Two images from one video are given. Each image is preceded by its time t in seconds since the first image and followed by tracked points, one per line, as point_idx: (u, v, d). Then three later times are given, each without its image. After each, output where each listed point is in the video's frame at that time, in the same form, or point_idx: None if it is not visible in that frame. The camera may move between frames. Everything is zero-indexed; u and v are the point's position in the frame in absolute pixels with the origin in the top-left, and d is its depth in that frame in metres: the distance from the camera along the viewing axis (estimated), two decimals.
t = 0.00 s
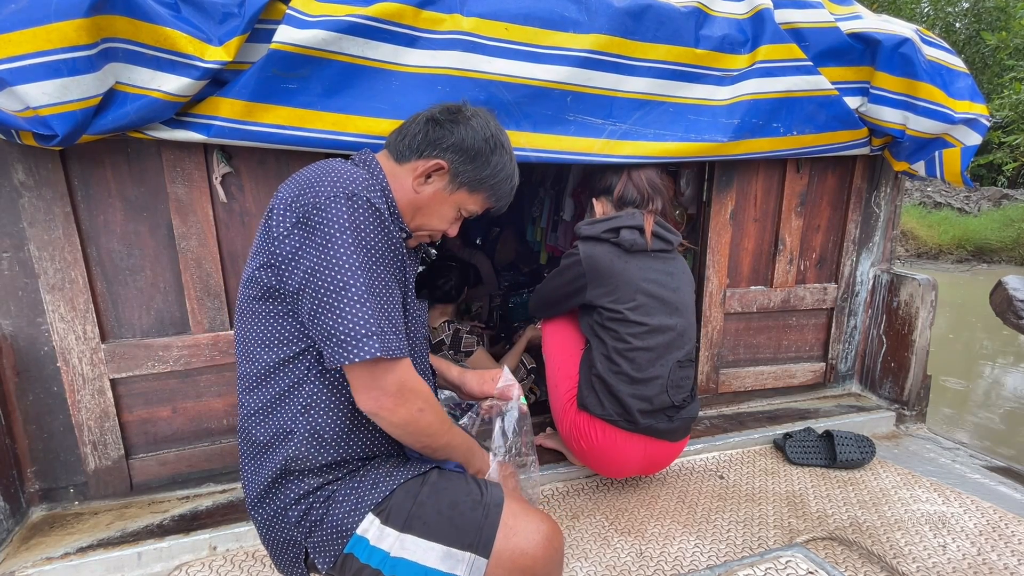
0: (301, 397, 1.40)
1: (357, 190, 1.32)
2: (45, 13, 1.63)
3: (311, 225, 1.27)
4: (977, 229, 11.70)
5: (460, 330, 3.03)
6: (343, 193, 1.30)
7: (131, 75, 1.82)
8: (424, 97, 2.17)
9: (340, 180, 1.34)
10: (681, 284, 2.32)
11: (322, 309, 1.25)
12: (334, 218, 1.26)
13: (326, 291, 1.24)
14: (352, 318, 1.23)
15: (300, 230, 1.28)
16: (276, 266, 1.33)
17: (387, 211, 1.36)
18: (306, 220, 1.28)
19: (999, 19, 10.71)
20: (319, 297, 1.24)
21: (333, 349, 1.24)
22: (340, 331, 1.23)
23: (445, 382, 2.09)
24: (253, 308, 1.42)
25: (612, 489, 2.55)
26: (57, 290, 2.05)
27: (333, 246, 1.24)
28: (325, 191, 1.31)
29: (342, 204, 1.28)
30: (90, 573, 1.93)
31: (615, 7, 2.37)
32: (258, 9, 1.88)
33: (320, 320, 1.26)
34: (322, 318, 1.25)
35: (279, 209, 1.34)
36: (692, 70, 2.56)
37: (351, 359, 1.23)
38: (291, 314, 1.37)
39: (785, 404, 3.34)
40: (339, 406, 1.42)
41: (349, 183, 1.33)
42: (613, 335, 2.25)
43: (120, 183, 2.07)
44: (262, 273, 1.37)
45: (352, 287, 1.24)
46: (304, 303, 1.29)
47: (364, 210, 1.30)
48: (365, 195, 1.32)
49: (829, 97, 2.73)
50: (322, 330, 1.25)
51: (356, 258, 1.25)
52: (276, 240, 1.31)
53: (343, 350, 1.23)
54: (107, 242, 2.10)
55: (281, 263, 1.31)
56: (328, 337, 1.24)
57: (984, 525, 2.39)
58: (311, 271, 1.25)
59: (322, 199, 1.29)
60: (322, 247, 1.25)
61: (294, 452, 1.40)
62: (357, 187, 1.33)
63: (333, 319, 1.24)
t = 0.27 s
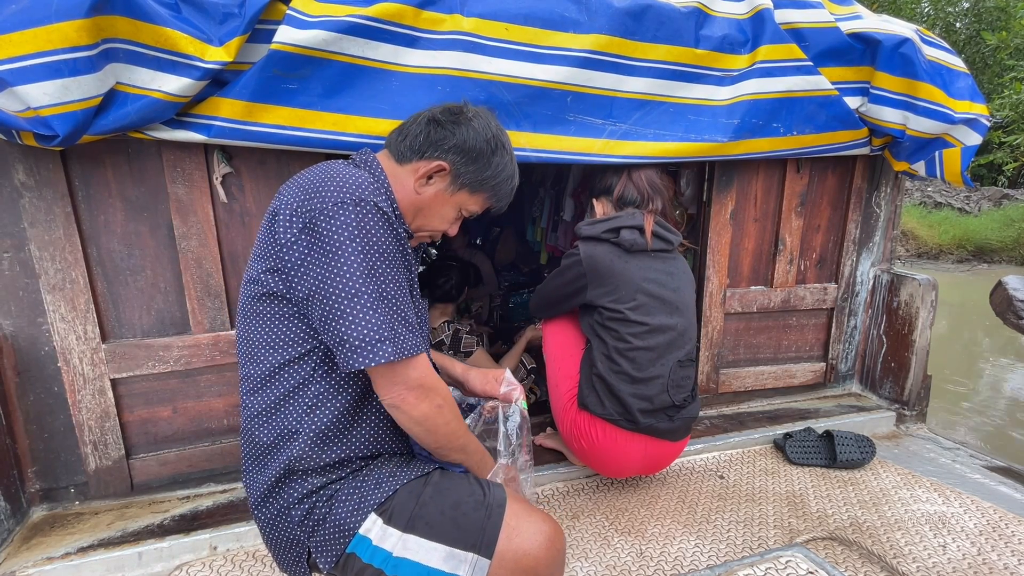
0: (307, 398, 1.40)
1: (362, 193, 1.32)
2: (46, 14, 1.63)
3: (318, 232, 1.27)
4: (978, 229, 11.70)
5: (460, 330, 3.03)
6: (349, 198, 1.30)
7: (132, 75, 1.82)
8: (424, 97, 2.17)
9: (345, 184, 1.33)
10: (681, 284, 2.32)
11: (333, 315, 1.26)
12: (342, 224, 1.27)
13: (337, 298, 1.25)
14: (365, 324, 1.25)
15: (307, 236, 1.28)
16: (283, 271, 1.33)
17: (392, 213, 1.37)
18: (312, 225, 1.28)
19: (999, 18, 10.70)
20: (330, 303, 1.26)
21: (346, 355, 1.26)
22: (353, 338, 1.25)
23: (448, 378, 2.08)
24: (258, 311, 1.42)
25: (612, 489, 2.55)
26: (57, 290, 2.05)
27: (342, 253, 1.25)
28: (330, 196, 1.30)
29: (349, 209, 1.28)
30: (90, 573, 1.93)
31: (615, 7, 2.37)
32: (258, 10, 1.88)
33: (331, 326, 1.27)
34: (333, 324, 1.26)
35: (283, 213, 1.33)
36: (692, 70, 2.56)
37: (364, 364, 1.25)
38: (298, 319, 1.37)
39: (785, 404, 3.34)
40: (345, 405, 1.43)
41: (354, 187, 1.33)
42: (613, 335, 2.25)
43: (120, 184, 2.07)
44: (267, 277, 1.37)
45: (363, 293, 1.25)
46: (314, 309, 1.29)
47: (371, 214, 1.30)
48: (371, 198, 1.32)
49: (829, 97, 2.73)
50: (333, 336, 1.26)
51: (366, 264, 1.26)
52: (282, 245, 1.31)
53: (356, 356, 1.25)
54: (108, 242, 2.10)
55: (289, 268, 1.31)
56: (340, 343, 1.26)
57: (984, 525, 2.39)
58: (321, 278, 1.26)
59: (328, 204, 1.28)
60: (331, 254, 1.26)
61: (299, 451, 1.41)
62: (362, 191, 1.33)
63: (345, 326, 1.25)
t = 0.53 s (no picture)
0: (309, 399, 1.40)
1: (363, 193, 1.32)
2: (46, 14, 1.63)
3: (319, 232, 1.27)
4: (978, 229, 11.70)
5: (460, 330, 3.03)
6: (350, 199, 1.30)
7: (132, 76, 1.82)
8: (424, 97, 2.18)
9: (346, 184, 1.34)
10: (682, 285, 2.32)
11: (333, 315, 1.26)
12: (342, 224, 1.27)
13: (337, 298, 1.25)
14: (364, 325, 1.24)
15: (308, 237, 1.28)
16: (285, 271, 1.33)
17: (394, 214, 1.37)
18: (313, 225, 1.28)
19: (1000, 18, 10.69)
20: (331, 304, 1.25)
21: (345, 355, 1.25)
22: (353, 338, 1.24)
23: (446, 378, 2.06)
24: (259, 312, 1.42)
25: (612, 489, 2.55)
26: (58, 290, 2.05)
27: (342, 254, 1.25)
28: (331, 196, 1.30)
29: (349, 209, 1.28)
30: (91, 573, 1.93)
31: (615, 7, 2.37)
32: (258, 10, 1.88)
33: (331, 327, 1.27)
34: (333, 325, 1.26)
35: (283, 213, 1.33)
36: (692, 70, 2.56)
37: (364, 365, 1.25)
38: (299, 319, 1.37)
39: (785, 404, 3.34)
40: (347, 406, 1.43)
41: (355, 187, 1.33)
42: (613, 335, 2.25)
43: (121, 184, 2.07)
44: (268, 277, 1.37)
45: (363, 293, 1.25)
46: (314, 309, 1.29)
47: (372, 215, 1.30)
48: (371, 199, 1.32)
49: (829, 97, 2.73)
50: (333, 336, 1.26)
51: (366, 264, 1.26)
52: (283, 246, 1.31)
53: (356, 357, 1.25)
54: (108, 242, 2.11)
55: (290, 269, 1.31)
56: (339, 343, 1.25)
57: (985, 525, 2.39)
58: (321, 278, 1.26)
59: (329, 205, 1.29)
60: (331, 254, 1.26)
61: (303, 452, 1.41)
62: (363, 191, 1.33)
63: (345, 326, 1.25)
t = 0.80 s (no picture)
0: (306, 403, 1.40)
1: (357, 198, 1.32)
2: (46, 14, 1.63)
3: (311, 237, 1.27)
4: (978, 229, 11.69)
5: (460, 331, 3.03)
6: (343, 204, 1.30)
7: (132, 76, 1.82)
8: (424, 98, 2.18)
9: (339, 189, 1.34)
10: (682, 285, 2.32)
11: (321, 322, 1.24)
12: (333, 229, 1.26)
13: (326, 304, 1.23)
14: (351, 332, 1.22)
15: (299, 242, 1.28)
16: (279, 277, 1.33)
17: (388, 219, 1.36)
18: (305, 230, 1.28)
19: (1000, 18, 10.69)
20: (320, 309, 1.24)
21: (334, 362, 1.23)
22: (340, 345, 1.22)
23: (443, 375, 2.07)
24: (255, 318, 1.43)
25: (612, 489, 2.55)
26: (58, 290, 2.05)
27: (333, 258, 1.24)
28: (324, 201, 1.31)
29: (341, 214, 1.28)
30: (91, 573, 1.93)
31: (615, 7, 2.37)
32: (258, 10, 1.89)
33: (321, 333, 1.25)
34: (322, 331, 1.24)
35: (279, 219, 1.34)
36: (692, 70, 2.56)
37: (350, 374, 1.22)
38: (292, 324, 1.37)
39: (785, 404, 3.34)
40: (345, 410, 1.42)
41: (348, 192, 1.33)
42: (613, 336, 2.25)
43: (121, 184, 2.07)
44: (261, 282, 1.37)
45: (351, 299, 1.23)
46: (304, 315, 1.28)
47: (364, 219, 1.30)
48: (364, 203, 1.32)
49: (829, 97, 2.73)
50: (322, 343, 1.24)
51: (356, 270, 1.25)
52: (276, 251, 1.31)
53: (343, 364, 1.22)
54: (108, 242, 2.11)
55: (283, 274, 1.31)
56: (327, 350, 1.23)
57: (985, 525, 2.39)
58: (310, 283, 1.25)
59: (321, 210, 1.29)
60: (322, 258, 1.25)
61: (304, 453, 1.41)
62: (356, 196, 1.33)
63: (332, 333, 1.23)
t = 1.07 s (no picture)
0: (306, 407, 1.40)
1: (351, 201, 1.32)
2: (47, 15, 1.63)
3: (303, 241, 1.26)
4: (979, 229, 11.69)
5: (460, 333, 3.02)
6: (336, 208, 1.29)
7: (133, 76, 1.82)
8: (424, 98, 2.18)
9: (331, 192, 1.33)
10: (682, 284, 2.32)
11: (311, 327, 1.23)
12: (324, 233, 1.26)
13: (317, 309, 1.22)
14: (341, 337, 1.21)
15: (290, 246, 1.27)
16: (270, 282, 1.33)
17: (382, 222, 1.35)
18: (298, 234, 1.28)
19: (1000, 18, 10.69)
20: (310, 315, 1.22)
21: (325, 368, 1.21)
22: (329, 351, 1.20)
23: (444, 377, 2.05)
24: (250, 322, 1.43)
25: (613, 489, 2.55)
26: (59, 290, 2.05)
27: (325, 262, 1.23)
28: (317, 205, 1.30)
29: (333, 217, 1.27)
30: (92, 573, 1.93)
31: (615, 7, 2.37)
32: (258, 10, 1.89)
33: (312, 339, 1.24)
34: (312, 337, 1.23)
35: (271, 223, 1.34)
36: (692, 70, 2.56)
37: (340, 380, 1.21)
38: (285, 329, 1.36)
39: (785, 404, 3.34)
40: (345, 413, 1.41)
41: (341, 195, 1.33)
42: (614, 336, 2.25)
43: (121, 184, 2.08)
44: (256, 287, 1.37)
45: (342, 304, 1.22)
46: (295, 321, 1.27)
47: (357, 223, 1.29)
48: (356, 207, 1.31)
49: (829, 97, 2.73)
50: (311, 349, 1.23)
51: (346, 275, 1.23)
52: (269, 255, 1.31)
53: (332, 371, 1.21)
54: (109, 242, 2.11)
55: (275, 278, 1.31)
56: (316, 356, 1.22)
57: (985, 525, 2.39)
58: (300, 288, 1.24)
59: (313, 214, 1.28)
60: (313, 263, 1.24)
61: (308, 456, 1.40)
62: (349, 200, 1.32)
63: (321, 339, 1.21)
